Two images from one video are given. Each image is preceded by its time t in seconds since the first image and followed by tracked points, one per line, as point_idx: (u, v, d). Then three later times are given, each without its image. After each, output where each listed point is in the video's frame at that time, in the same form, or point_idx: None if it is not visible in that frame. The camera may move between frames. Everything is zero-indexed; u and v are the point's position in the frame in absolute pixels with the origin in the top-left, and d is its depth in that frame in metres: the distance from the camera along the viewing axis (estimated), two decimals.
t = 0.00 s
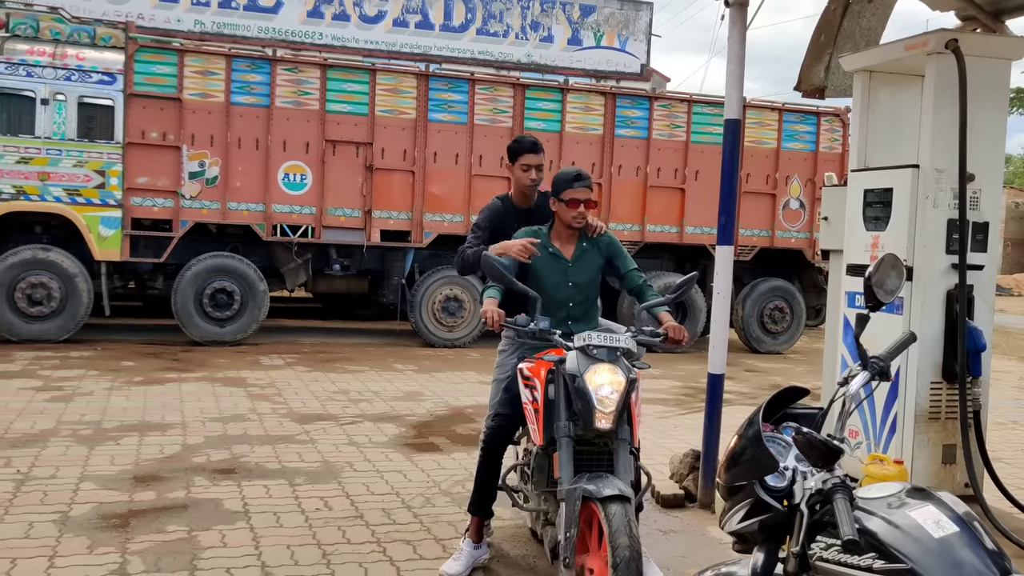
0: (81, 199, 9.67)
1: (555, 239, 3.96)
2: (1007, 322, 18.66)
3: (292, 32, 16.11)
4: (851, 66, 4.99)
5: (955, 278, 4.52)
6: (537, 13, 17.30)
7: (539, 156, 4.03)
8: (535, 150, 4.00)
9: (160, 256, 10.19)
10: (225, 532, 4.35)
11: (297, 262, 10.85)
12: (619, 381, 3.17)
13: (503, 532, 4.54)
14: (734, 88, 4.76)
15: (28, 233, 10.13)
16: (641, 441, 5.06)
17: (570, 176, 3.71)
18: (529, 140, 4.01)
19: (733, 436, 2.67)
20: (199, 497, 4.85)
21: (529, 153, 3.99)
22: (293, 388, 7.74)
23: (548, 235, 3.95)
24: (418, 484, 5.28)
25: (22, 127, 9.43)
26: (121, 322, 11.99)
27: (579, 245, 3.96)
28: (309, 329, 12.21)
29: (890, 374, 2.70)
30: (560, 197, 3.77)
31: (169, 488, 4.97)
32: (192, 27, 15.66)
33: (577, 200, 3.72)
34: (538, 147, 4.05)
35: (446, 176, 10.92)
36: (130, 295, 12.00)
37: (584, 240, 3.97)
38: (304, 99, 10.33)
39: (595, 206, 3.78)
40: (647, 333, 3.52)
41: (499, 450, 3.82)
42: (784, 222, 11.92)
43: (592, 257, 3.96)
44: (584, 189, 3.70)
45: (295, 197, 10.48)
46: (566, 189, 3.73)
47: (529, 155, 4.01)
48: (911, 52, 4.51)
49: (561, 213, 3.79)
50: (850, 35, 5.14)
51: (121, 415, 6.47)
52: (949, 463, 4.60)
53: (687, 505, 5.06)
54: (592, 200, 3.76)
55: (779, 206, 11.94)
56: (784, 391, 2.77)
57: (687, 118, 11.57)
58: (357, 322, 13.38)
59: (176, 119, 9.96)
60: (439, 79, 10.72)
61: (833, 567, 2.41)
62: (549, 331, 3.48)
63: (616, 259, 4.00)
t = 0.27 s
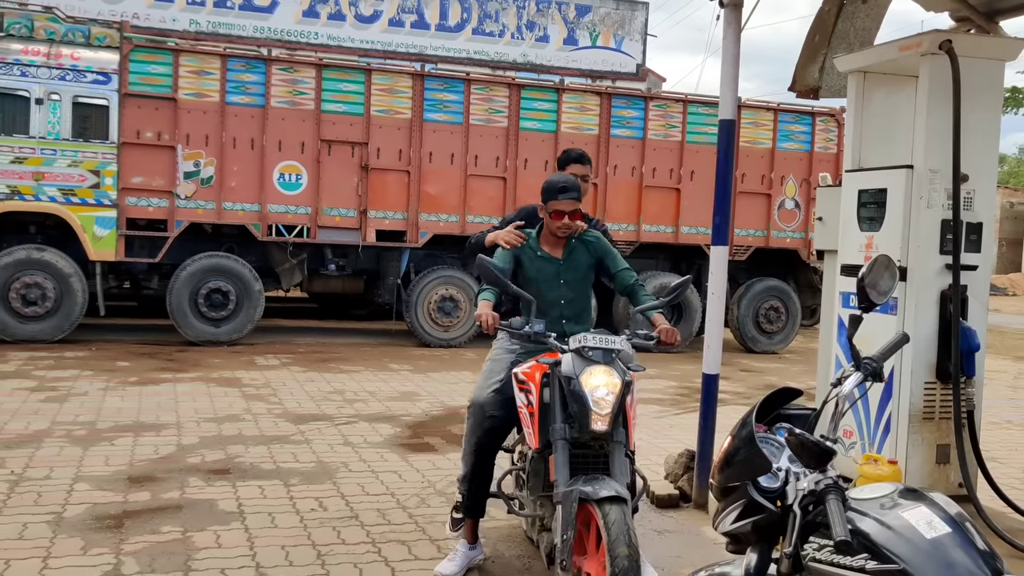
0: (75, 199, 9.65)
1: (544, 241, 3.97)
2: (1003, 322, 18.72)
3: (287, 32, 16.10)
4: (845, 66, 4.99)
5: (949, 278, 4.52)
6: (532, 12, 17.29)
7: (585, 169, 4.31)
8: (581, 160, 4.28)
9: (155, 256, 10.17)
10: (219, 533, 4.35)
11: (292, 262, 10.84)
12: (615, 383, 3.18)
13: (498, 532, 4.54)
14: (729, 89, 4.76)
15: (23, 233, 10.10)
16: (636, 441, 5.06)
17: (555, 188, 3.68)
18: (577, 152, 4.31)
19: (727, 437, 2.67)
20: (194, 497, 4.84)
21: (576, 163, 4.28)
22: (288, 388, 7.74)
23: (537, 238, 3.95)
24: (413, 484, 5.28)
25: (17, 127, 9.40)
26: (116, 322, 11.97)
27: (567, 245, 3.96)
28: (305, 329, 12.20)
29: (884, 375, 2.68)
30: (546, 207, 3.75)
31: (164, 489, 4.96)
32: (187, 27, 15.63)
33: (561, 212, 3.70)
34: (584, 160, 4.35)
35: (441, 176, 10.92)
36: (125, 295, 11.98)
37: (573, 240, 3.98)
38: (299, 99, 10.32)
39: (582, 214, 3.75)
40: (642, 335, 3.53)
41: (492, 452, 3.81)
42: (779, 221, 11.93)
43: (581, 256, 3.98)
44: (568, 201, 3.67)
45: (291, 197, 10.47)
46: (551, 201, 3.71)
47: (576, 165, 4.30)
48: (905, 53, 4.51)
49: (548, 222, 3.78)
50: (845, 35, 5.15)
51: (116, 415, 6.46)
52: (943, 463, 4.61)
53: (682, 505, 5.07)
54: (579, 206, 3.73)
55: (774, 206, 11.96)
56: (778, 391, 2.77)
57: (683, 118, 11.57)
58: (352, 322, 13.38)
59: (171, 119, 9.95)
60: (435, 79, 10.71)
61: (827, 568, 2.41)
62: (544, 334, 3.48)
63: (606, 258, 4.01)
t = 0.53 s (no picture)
0: (73, 200, 9.64)
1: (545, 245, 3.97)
2: (1003, 322, 18.74)
3: (286, 32, 16.10)
4: (843, 67, 4.99)
5: (946, 279, 4.53)
6: (531, 13, 17.30)
7: (622, 185, 4.27)
8: (620, 176, 4.25)
9: (153, 257, 10.16)
10: (217, 534, 4.35)
11: (291, 262, 10.84)
12: (607, 383, 3.18)
13: (495, 533, 4.54)
14: (727, 89, 4.76)
15: (20, 234, 10.09)
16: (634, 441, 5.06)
17: (551, 192, 3.70)
18: (618, 167, 4.28)
19: (725, 437, 2.67)
20: (191, 498, 4.84)
21: (613, 178, 4.26)
22: (286, 388, 7.74)
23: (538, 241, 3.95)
24: (411, 485, 5.28)
25: (14, 128, 9.40)
26: (113, 323, 11.96)
27: (567, 247, 3.96)
28: (303, 330, 12.19)
29: (879, 376, 2.69)
30: (544, 210, 3.76)
31: (161, 489, 4.96)
32: (186, 27, 15.63)
33: (558, 216, 3.70)
34: (623, 176, 4.32)
35: (440, 176, 10.91)
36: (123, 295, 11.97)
37: (575, 243, 3.97)
38: (298, 99, 10.32)
39: (581, 219, 3.75)
40: (633, 335, 3.53)
41: (486, 452, 3.82)
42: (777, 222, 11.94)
43: (581, 259, 3.97)
44: (565, 205, 3.68)
45: (289, 198, 10.47)
46: (548, 204, 3.72)
47: (612, 181, 4.27)
48: (902, 54, 4.52)
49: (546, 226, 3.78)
50: (842, 36, 5.16)
51: (113, 416, 6.46)
52: (940, 464, 4.61)
53: (680, 506, 5.07)
54: (576, 211, 3.73)
55: (772, 206, 11.96)
56: (774, 393, 2.77)
57: (680, 119, 11.58)
58: (351, 322, 13.37)
59: (169, 120, 9.94)
60: (433, 79, 10.71)
61: (822, 569, 2.41)
62: (536, 334, 3.49)
63: (603, 262, 3.99)
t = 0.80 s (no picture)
0: (69, 201, 9.64)
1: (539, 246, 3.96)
2: (1001, 322, 18.73)
3: (282, 33, 16.09)
4: (838, 68, 5.00)
5: (941, 280, 4.53)
6: (527, 13, 17.31)
7: (623, 195, 4.24)
8: (621, 187, 4.22)
9: (150, 258, 10.15)
10: (212, 536, 4.34)
11: (287, 263, 10.85)
12: (601, 384, 3.18)
13: (491, 535, 4.54)
14: (722, 89, 4.76)
15: (16, 235, 10.08)
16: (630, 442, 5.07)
17: (551, 192, 3.70)
18: (620, 177, 4.24)
19: (717, 438, 2.67)
20: (187, 500, 4.84)
21: (614, 189, 4.23)
22: (283, 390, 7.73)
23: (533, 243, 3.95)
24: (407, 486, 5.28)
25: (10, 129, 9.40)
26: (110, 324, 11.96)
27: (563, 248, 3.96)
28: (300, 331, 12.18)
29: (873, 377, 2.69)
30: (542, 211, 3.75)
31: (157, 491, 4.96)
32: (182, 28, 15.62)
33: (556, 217, 3.69)
34: (625, 186, 4.27)
35: (436, 177, 10.92)
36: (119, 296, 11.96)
37: (570, 244, 3.97)
38: (294, 100, 10.32)
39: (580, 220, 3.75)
40: (630, 335, 3.53)
41: (483, 453, 3.82)
42: (774, 222, 11.94)
43: (577, 261, 3.97)
44: (563, 206, 3.67)
45: (285, 198, 10.47)
46: (546, 205, 3.71)
47: (613, 192, 4.25)
48: (896, 55, 4.53)
49: (543, 227, 3.78)
50: (838, 37, 5.16)
51: (109, 417, 6.45)
52: (935, 464, 4.62)
53: (676, 507, 5.07)
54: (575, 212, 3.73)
55: (768, 207, 11.97)
56: (768, 394, 2.78)
57: (677, 120, 11.59)
58: (348, 323, 13.37)
59: (165, 121, 9.93)
60: (429, 80, 10.72)
61: (814, 570, 2.41)
62: (532, 335, 3.49)
63: (599, 263, 3.98)
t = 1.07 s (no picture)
0: (57, 201, 9.60)
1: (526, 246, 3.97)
2: (990, 321, 18.81)
3: (272, 33, 16.04)
4: (826, 68, 5.01)
5: (929, 279, 4.55)
6: (518, 14, 17.31)
7: (598, 182, 4.16)
8: (594, 174, 4.13)
9: (139, 259, 10.11)
10: (201, 537, 4.33)
11: (277, 264, 10.83)
12: (595, 384, 3.18)
13: (480, 535, 4.54)
14: (710, 89, 4.77)
15: (4, 236, 10.03)
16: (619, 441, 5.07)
17: (533, 189, 3.70)
18: (593, 164, 4.14)
19: (704, 437, 2.66)
20: (175, 501, 4.82)
21: (587, 177, 4.14)
22: (273, 390, 7.71)
23: (519, 243, 3.96)
24: (397, 486, 5.28)
25: None
26: (99, 325, 11.91)
27: (550, 247, 3.96)
28: (291, 331, 12.16)
29: (858, 377, 2.68)
30: (526, 209, 3.76)
31: (146, 492, 4.94)
32: (171, 28, 15.57)
33: (541, 212, 3.71)
34: (600, 171, 4.17)
35: (426, 177, 10.91)
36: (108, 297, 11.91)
37: (557, 242, 3.97)
38: (284, 101, 10.30)
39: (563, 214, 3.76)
40: (622, 337, 3.54)
41: (473, 453, 3.82)
42: (764, 222, 11.97)
43: (565, 259, 3.97)
44: (547, 202, 3.68)
45: (275, 199, 10.45)
46: (531, 202, 3.71)
47: (587, 179, 4.16)
48: (884, 55, 4.54)
49: (528, 225, 3.79)
50: (825, 37, 5.18)
51: (98, 418, 6.43)
52: (923, 462, 4.63)
53: (665, 506, 5.08)
54: (558, 207, 3.75)
55: (758, 207, 11.99)
56: (752, 393, 2.76)
57: (667, 120, 11.61)
58: (339, 323, 13.35)
59: (154, 121, 9.90)
60: (419, 80, 10.71)
61: (800, 568, 2.42)
62: (525, 335, 3.48)
63: (588, 261, 3.98)
